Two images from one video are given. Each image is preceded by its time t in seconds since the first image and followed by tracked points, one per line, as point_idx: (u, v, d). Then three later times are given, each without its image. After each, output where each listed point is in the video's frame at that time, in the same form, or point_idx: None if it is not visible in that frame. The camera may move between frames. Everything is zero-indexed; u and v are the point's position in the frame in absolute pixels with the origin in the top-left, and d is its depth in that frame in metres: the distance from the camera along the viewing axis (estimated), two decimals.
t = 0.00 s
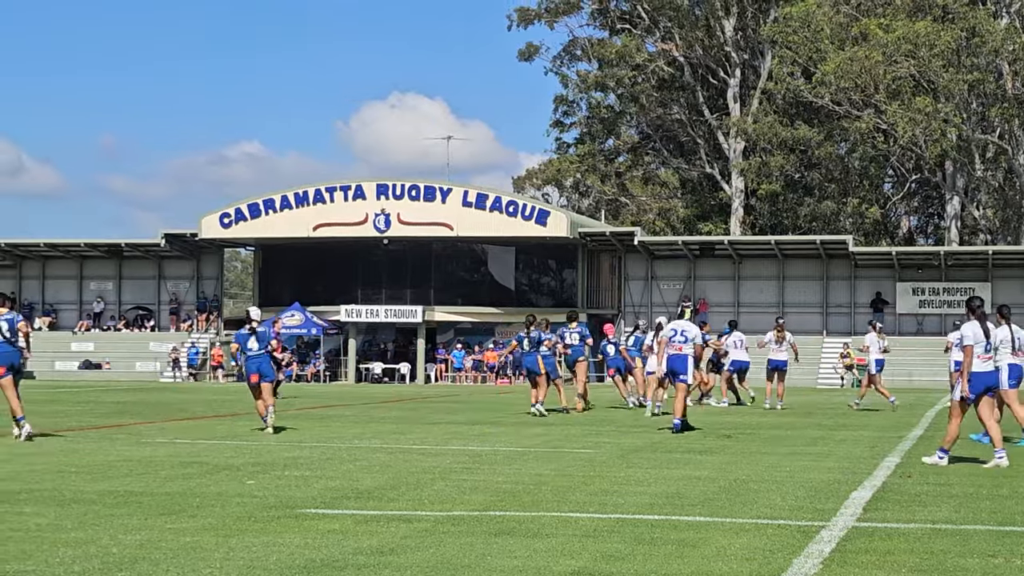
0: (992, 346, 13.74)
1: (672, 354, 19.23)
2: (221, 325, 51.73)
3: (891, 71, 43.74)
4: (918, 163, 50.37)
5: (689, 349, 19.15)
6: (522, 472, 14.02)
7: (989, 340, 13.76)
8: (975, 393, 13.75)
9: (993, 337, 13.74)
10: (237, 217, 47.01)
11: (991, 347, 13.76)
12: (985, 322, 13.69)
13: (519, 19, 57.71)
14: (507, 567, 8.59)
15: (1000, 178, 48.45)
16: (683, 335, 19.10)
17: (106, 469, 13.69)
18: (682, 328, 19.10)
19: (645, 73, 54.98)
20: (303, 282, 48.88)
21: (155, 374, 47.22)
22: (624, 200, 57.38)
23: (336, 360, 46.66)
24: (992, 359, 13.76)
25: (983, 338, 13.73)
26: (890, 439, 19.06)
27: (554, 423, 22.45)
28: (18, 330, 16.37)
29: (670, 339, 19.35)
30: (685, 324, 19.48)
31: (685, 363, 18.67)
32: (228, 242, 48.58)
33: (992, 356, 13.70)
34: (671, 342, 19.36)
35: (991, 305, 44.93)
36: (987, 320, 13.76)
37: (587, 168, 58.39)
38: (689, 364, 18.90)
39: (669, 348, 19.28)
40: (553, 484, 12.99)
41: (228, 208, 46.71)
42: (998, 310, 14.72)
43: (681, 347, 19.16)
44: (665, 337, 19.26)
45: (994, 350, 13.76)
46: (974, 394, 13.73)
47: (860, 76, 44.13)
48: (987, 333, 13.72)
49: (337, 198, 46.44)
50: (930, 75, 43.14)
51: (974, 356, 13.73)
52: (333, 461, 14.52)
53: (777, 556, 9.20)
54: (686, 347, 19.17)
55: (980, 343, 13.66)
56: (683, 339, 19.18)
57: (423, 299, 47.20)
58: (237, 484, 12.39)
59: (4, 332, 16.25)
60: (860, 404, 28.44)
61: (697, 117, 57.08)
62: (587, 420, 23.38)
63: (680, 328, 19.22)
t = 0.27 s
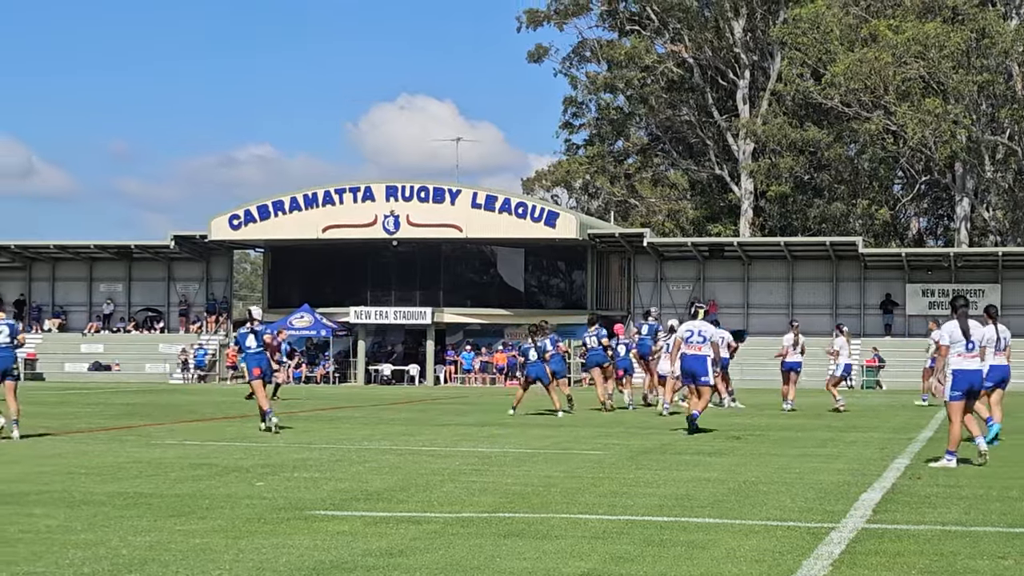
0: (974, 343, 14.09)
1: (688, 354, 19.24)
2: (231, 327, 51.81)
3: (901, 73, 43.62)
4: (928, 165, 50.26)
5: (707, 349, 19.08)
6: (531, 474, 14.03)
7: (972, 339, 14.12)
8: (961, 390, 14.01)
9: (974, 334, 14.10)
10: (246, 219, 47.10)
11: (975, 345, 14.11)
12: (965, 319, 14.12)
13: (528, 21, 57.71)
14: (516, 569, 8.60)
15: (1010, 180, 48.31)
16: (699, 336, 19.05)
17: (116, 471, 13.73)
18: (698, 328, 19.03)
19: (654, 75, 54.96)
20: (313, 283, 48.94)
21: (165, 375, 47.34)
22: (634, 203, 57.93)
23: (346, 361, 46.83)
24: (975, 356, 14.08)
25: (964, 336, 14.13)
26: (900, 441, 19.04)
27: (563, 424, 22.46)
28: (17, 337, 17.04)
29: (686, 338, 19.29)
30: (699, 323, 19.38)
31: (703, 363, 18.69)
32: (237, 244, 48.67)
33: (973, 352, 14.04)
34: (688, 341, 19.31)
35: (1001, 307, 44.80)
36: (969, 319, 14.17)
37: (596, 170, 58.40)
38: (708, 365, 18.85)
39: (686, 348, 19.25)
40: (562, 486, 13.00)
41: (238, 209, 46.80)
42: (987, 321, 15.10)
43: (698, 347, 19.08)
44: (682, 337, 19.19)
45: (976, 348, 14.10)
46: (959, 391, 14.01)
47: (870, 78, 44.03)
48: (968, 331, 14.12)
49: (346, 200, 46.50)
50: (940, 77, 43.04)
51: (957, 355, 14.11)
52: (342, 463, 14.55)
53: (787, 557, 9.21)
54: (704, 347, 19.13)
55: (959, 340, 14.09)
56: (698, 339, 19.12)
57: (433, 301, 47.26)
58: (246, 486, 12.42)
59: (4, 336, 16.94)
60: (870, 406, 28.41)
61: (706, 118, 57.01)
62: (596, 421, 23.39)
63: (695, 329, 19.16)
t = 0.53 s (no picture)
0: (964, 345, 14.26)
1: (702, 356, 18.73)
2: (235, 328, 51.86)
3: (906, 74, 43.58)
4: (933, 166, 50.24)
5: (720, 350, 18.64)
6: (536, 475, 14.04)
7: (963, 342, 14.29)
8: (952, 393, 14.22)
9: (966, 336, 14.27)
10: (251, 220, 47.14)
11: (967, 347, 14.28)
12: (956, 322, 14.30)
13: (533, 23, 57.75)
14: (521, 571, 8.61)
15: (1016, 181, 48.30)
16: (718, 338, 18.57)
17: (121, 472, 13.75)
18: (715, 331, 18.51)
19: (659, 76, 55.01)
20: (317, 285, 48.98)
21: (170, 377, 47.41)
22: (638, 204, 58.14)
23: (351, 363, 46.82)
24: (968, 357, 14.25)
25: (955, 339, 14.32)
26: (904, 442, 19.04)
27: (567, 425, 22.47)
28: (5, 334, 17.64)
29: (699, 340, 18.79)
30: (709, 323, 18.76)
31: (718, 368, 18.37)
32: (242, 245, 48.71)
33: (963, 354, 14.22)
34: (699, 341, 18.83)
35: (1006, 308, 44.76)
36: (961, 322, 14.35)
37: (601, 172, 58.28)
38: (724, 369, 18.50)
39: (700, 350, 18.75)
40: (566, 487, 13.00)
41: (243, 210, 46.85)
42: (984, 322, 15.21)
43: (713, 349, 18.63)
44: (696, 339, 18.66)
45: (968, 350, 14.26)
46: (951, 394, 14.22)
47: (874, 79, 44.01)
48: (959, 334, 14.31)
49: (350, 201, 46.52)
50: (944, 78, 43.04)
51: (949, 358, 14.33)
52: (347, 464, 14.56)
53: (792, 559, 9.20)
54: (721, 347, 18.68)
55: (949, 343, 14.31)
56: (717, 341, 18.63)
57: (437, 302, 47.32)
58: (251, 488, 12.44)
59: None
60: (874, 407, 28.40)
61: (711, 120, 57.04)
62: (600, 423, 23.41)
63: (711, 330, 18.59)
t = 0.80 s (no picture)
0: (962, 348, 14.25)
1: (715, 360, 18.10)
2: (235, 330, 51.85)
3: (905, 76, 43.60)
4: (932, 168, 50.22)
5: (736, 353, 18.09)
6: (536, 477, 14.03)
7: (961, 345, 14.27)
8: (948, 396, 14.32)
9: (963, 340, 14.24)
10: (251, 222, 47.15)
11: (964, 350, 14.27)
12: (955, 326, 14.22)
13: (532, 24, 57.76)
14: (520, 572, 8.61)
15: (1015, 183, 48.32)
16: (734, 343, 18.09)
17: (120, 474, 13.75)
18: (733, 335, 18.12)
19: (659, 78, 55.02)
20: (317, 286, 48.98)
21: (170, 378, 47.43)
22: (638, 205, 57.69)
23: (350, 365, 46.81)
24: (965, 361, 14.26)
25: (953, 342, 14.29)
26: (904, 444, 19.04)
27: (566, 427, 22.47)
28: None
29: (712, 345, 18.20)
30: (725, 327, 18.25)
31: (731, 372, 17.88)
32: (242, 247, 48.72)
33: (961, 359, 14.23)
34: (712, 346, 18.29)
35: (1006, 310, 44.73)
36: (960, 324, 14.29)
37: (600, 173, 58.19)
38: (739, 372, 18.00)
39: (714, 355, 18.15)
40: (567, 489, 12.99)
41: (242, 212, 46.86)
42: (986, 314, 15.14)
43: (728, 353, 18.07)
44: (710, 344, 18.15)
45: (965, 353, 14.26)
46: (946, 396, 14.32)
47: (874, 80, 44.00)
48: (957, 337, 14.26)
49: (350, 203, 46.53)
50: (944, 80, 43.06)
51: (945, 360, 14.35)
52: (347, 466, 14.56)
53: (791, 561, 9.20)
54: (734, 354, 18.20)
55: (947, 346, 14.28)
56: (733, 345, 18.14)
57: (437, 304, 47.35)
58: (251, 489, 12.44)
59: None
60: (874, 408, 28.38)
61: (711, 121, 57.05)
62: (600, 424, 23.40)
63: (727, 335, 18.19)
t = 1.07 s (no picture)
0: (957, 350, 14.25)
1: (731, 357, 18.49)
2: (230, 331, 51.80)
3: (901, 78, 43.63)
4: (928, 170, 50.27)
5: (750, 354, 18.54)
6: (531, 479, 14.03)
7: (956, 347, 14.27)
8: (939, 396, 14.33)
9: (959, 342, 14.23)
10: (246, 224, 47.11)
11: (960, 352, 14.27)
12: (952, 328, 14.20)
13: (528, 26, 57.78)
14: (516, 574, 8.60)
15: (1011, 186, 48.41)
16: (750, 342, 18.59)
17: (115, 476, 13.72)
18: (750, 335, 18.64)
19: (654, 80, 55.04)
20: (312, 288, 48.95)
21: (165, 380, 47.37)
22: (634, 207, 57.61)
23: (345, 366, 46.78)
24: (959, 363, 14.28)
25: (949, 343, 14.28)
26: (899, 446, 19.06)
27: (561, 429, 22.48)
28: None
29: (728, 342, 18.64)
30: (741, 328, 18.76)
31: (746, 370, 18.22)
32: (237, 248, 48.67)
33: (956, 362, 14.23)
34: (728, 345, 18.70)
35: (1001, 313, 44.76)
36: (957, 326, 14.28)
37: (596, 175, 58.04)
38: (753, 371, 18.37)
39: (729, 352, 18.58)
40: (562, 491, 12.98)
41: (238, 214, 46.81)
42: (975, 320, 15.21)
43: (743, 352, 18.52)
44: (727, 341, 18.59)
45: (960, 355, 14.26)
46: (937, 397, 14.32)
47: (870, 83, 44.01)
48: (954, 339, 14.25)
49: (346, 204, 46.52)
50: (940, 82, 43.12)
51: (940, 361, 14.34)
52: (342, 468, 14.54)
53: (787, 563, 9.20)
54: (749, 354, 18.61)
55: (942, 348, 14.27)
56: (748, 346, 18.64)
57: (433, 306, 47.31)
58: (246, 491, 12.42)
59: None
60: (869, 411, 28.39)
61: (707, 124, 57.09)
62: (595, 426, 23.39)
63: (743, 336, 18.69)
